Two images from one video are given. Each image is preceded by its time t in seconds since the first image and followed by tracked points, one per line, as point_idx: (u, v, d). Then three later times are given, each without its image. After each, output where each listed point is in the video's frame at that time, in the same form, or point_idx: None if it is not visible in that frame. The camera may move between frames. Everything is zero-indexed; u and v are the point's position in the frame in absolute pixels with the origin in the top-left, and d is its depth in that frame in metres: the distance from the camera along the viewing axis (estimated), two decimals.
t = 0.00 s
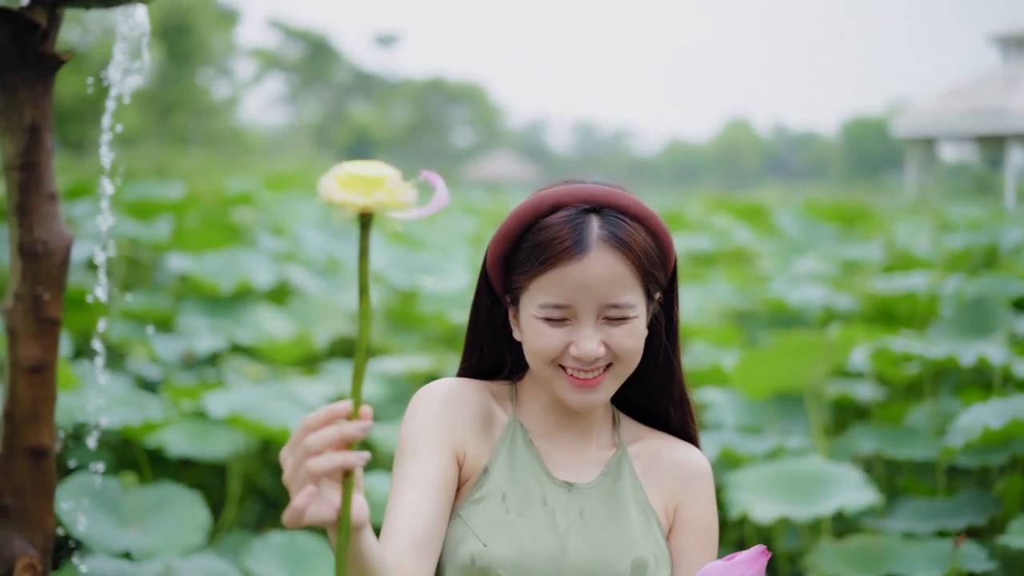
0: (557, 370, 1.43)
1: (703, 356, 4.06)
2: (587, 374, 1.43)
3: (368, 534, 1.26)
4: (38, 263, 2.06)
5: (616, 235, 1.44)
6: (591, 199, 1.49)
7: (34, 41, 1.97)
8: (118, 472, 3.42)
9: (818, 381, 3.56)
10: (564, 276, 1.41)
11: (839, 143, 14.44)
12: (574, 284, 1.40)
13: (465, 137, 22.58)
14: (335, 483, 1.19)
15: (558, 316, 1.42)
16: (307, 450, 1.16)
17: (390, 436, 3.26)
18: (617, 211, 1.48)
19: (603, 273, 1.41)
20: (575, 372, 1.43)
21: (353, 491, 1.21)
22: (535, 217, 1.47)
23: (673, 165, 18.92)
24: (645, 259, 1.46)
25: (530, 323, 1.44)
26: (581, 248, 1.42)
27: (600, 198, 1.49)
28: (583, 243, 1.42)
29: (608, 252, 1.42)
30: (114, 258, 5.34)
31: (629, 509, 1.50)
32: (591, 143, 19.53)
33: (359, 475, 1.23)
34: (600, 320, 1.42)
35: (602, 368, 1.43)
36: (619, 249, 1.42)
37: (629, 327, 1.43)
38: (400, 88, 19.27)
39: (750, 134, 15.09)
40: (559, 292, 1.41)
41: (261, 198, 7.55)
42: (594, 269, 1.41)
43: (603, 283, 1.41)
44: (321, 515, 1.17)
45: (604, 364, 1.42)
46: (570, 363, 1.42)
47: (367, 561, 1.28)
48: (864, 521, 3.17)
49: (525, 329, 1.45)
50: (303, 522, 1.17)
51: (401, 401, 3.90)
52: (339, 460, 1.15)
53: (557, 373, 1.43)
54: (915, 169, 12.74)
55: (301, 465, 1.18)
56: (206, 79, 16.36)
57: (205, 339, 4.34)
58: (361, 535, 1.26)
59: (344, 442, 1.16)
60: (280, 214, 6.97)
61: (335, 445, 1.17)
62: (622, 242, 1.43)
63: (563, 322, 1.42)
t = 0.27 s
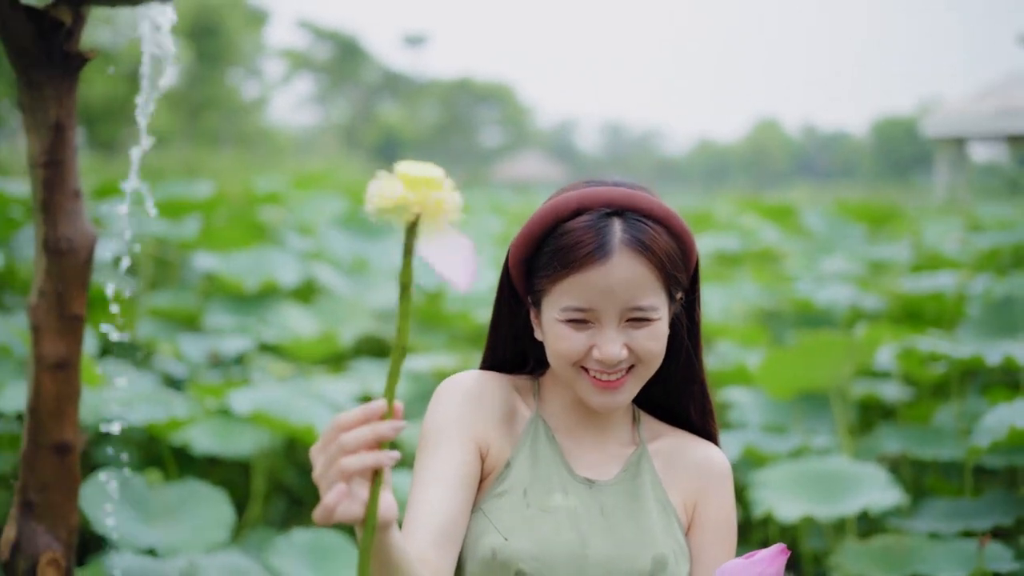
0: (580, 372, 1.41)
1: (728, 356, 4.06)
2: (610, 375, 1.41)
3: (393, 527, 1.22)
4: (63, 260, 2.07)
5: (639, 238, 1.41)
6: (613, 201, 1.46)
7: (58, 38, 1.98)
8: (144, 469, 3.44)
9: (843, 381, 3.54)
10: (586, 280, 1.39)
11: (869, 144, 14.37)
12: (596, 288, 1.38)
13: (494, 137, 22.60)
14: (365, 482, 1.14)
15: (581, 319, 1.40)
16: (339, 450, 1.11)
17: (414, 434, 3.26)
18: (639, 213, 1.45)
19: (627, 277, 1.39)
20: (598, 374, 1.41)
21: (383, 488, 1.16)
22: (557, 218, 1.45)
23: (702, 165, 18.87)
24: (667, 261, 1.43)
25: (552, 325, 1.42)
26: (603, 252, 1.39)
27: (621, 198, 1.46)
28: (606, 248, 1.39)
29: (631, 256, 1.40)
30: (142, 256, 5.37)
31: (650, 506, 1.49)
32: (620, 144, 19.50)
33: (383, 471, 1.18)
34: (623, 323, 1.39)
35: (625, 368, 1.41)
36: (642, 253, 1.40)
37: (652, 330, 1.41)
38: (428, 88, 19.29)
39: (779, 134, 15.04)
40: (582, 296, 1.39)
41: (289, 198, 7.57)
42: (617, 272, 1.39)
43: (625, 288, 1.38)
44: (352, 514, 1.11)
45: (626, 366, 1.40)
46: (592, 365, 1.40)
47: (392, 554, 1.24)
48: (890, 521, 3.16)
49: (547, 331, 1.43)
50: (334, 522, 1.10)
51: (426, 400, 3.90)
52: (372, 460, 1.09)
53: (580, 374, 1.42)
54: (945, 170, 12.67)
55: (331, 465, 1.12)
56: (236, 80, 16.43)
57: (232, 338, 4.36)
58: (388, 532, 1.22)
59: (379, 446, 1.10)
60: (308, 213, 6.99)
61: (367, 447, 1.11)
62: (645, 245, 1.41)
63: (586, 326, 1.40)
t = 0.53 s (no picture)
0: (595, 368, 1.41)
1: (749, 356, 4.05)
2: (626, 372, 1.40)
3: (410, 522, 1.22)
4: (82, 256, 2.08)
5: (657, 234, 1.41)
6: (632, 197, 1.46)
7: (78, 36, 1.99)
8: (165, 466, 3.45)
9: (864, 380, 3.53)
10: (604, 275, 1.38)
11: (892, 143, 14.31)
12: (614, 284, 1.38)
13: (517, 136, 22.57)
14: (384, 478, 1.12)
15: (597, 315, 1.39)
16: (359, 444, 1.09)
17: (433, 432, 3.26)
18: (658, 210, 1.45)
19: (644, 273, 1.38)
20: (613, 370, 1.40)
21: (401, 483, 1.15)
22: (576, 214, 1.45)
23: (725, 165, 18.82)
24: (685, 258, 1.43)
25: (568, 321, 1.42)
26: (621, 247, 1.39)
27: (640, 195, 1.46)
28: (624, 243, 1.39)
29: (649, 252, 1.39)
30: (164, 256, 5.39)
31: (666, 502, 1.48)
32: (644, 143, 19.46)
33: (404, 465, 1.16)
34: (640, 319, 1.39)
35: (641, 365, 1.41)
36: (660, 249, 1.39)
37: (668, 327, 1.40)
38: (452, 87, 19.30)
39: (803, 133, 14.99)
40: (599, 291, 1.38)
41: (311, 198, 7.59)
42: (635, 268, 1.38)
43: (642, 283, 1.38)
44: (371, 508, 1.11)
45: (642, 362, 1.40)
46: (607, 361, 1.39)
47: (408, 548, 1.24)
48: (911, 520, 3.14)
49: (563, 326, 1.42)
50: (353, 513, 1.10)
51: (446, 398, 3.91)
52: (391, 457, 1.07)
53: (595, 370, 1.41)
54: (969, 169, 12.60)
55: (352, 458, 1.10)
56: (259, 80, 16.46)
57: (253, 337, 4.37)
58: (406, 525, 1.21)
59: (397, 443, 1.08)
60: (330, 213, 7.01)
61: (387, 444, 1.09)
62: (663, 241, 1.40)
63: (602, 320, 1.39)
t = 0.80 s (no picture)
0: (610, 358, 1.42)
1: (772, 355, 4.04)
2: (640, 362, 1.41)
3: (424, 514, 1.22)
4: (103, 253, 2.09)
5: (672, 225, 1.42)
6: (647, 189, 1.46)
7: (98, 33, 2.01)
8: (188, 464, 3.47)
9: (887, 378, 3.52)
10: (618, 265, 1.39)
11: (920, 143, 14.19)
12: (628, 274, 1.38)
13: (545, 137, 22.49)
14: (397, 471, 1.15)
15: (612, 305, 1.40)
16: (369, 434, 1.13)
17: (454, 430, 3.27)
18: (673, 201, 1.45)
19: (658, 263, 1.39)
20: (627, 361, 1.41)
21: (415, 477, 1.18)
22: (592, 203, 1.45)
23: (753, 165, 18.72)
24: (700, 249, 1.43)
25: (583, 311, 1.42)
26: (635, 237, 1.39)
27: (656, 186, 1.46)
28: (638, 234, 1.40)
29: (664, 243, 1.40)
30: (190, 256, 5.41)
31: (682, 497, 1.48)
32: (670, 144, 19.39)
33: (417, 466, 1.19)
34: (654, 309, 1.39)
35: (655, 356, 1.41)
36: (675, 240, 1.40)
37: (683, 318, 1.40)
38: (478, 88, 19.29)
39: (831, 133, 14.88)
40: (614, 281, 1.39)
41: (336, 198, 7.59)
42: (650, 258, 1.39)
43: (657, 274, 1.38)
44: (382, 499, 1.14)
45: (656, 353, 1.40)
46: (622, 351, 1.40)
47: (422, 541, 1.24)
48: (933, 519, 3.13)
49: (578, 316, 1.43)
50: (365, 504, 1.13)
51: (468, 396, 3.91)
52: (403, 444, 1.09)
53: (610, 361, 1.42)
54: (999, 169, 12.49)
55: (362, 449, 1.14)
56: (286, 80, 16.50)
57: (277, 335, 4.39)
58: (421, 521, 1.23)
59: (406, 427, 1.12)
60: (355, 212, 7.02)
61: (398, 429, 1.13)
62: (677, 232, 1.41)
63: (617, 310, 1.40)
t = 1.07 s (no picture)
0: (617, 346, 1.43)
1: (790, 354, 4.03)
2: (647, 351, 1.42)
3: (428, 509, 1.22)
4: (118, 250, 2.07)
5: (679, 213, 1.43)
6: (656, 178, 1.48)
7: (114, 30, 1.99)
8: (205, 461, 3.48)
9: (904, 376, 3.51)
10: (625, 253, 1.41)
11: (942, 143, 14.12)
12: (635, 262, 1.40)
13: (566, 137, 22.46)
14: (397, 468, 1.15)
15: (619, 293, 1.41)
16: (371, 430, 1.13)
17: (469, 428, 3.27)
18: (681, 189, 1.47)
19: (665, 252, 1.40)
20: (634, 349, 1.42)
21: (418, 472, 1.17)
22: (601, 192, 1.48)
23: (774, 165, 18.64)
24: (707, 238, 1.45)
25: (591, 299, 1.44)
26: (642, 225, 1.41)
27: (664, 175, 1.48)
28: (645, 222, 1.42)
29: (670, 231, 1.42)
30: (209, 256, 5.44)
31: (691, 491, 1.49)
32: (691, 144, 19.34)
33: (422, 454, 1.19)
34: (662, 297, 1.41)
35: (662, 345, 1.43)
36: (682, 228, 1.42)
37: (690, 306, 1.42)
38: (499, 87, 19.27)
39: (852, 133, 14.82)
40: (621, 268, 1.41)
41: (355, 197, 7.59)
42: (656, 246, 1.41)
43: (663, 261, 1.40)
44: (384, 495, 1.14)
45: (663, 342, 1.42)
46: (629, 339, 1.41)
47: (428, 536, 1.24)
48: (950, 518, 3.12)
49: (586, 304, 1.45)
50: (365, 502, 1.13)
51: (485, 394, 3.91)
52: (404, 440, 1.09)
53: (617, 349, 1.44)
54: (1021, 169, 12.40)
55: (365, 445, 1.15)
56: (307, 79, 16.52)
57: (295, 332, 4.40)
58: (424, 515, 1.22)
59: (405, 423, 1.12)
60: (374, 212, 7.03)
61: (400, 426, 1.13)
62: (684, 221, 1.43)
63: (624, 298, 1.41)
